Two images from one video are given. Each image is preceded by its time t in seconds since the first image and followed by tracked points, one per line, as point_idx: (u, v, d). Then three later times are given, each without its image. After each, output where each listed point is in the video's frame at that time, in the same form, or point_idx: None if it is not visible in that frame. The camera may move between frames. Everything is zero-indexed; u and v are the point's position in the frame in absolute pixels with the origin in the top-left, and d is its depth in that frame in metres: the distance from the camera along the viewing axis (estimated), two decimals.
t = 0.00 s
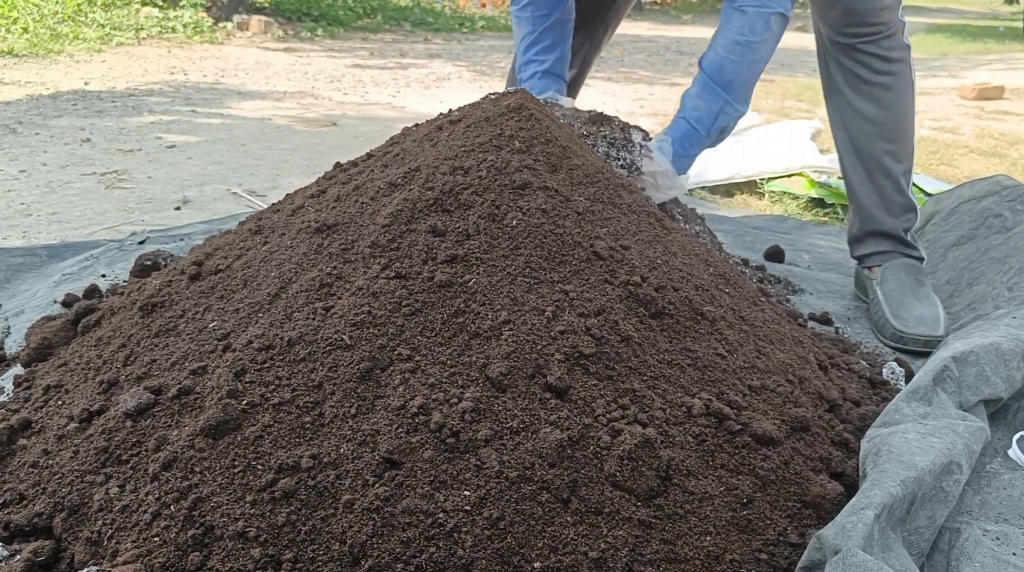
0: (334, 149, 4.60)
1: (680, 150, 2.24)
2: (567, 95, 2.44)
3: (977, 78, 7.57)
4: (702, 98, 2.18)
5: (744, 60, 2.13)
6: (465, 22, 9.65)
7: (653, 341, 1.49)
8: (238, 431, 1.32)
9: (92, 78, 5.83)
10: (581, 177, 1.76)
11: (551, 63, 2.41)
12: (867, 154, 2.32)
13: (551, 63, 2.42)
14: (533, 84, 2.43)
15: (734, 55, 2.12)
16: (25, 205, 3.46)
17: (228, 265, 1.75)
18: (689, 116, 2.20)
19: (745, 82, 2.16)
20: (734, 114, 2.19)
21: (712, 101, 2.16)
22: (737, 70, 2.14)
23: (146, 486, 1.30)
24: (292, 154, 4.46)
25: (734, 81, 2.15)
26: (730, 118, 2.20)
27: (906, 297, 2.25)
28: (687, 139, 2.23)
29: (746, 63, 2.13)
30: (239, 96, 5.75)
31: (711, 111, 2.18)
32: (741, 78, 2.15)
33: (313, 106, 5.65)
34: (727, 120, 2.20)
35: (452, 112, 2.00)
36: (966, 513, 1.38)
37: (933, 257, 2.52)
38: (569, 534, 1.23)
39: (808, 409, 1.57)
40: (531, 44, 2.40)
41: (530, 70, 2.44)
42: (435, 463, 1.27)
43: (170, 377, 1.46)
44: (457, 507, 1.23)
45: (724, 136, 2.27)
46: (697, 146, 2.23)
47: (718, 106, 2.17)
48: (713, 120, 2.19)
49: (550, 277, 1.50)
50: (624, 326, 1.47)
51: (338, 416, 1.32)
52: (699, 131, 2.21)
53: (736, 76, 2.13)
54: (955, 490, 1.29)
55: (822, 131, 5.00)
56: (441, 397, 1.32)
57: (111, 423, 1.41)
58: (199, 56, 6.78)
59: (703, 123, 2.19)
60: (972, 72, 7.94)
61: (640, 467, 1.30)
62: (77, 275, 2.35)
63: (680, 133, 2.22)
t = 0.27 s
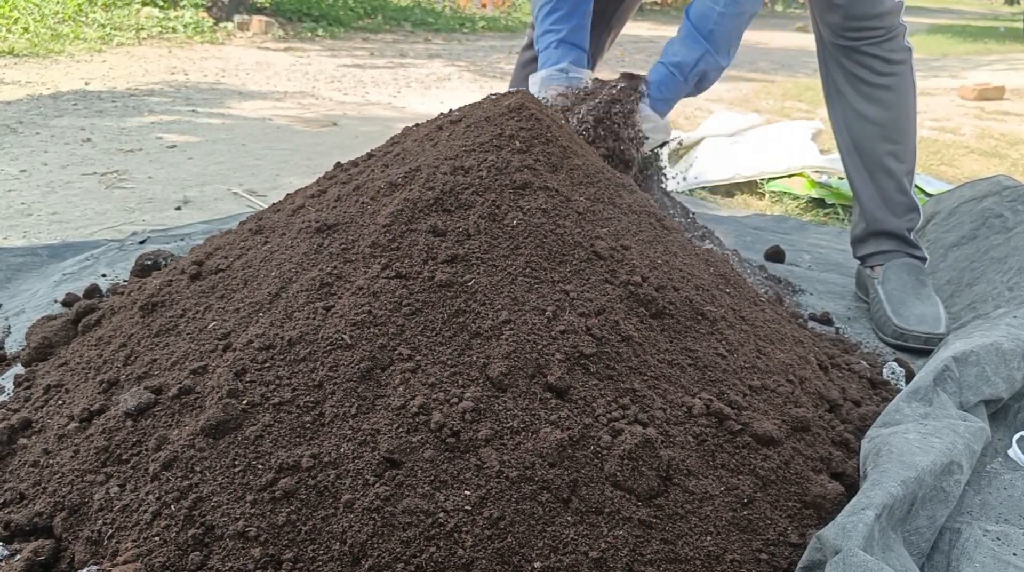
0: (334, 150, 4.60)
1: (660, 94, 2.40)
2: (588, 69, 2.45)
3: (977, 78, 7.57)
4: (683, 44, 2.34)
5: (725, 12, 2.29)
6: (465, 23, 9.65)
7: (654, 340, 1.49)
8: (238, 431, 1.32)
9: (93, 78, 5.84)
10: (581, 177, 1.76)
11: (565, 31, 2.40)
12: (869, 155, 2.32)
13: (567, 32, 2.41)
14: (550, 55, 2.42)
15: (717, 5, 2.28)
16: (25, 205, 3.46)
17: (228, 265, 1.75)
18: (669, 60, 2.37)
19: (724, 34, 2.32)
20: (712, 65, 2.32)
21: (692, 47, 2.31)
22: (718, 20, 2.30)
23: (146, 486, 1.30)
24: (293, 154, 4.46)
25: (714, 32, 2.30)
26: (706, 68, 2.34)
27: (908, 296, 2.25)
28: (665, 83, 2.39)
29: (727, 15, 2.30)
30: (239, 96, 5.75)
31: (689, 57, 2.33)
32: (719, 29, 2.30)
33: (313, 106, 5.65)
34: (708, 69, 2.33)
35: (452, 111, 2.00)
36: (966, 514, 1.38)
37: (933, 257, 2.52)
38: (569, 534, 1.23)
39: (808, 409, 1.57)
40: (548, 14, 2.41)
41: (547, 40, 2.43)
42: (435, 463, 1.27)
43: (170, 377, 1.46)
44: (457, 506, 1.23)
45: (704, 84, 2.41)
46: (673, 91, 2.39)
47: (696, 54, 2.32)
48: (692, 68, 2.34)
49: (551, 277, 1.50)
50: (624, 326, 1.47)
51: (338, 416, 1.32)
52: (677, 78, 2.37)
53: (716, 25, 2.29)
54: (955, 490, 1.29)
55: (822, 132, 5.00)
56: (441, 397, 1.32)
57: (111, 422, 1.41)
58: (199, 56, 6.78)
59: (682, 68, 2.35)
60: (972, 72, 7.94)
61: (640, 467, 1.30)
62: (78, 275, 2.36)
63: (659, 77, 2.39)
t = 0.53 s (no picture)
0: (335, 149, 4.60)
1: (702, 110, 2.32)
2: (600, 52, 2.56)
3: (978, 78, 7.57)
4: (721, 57, 2.22)
5: (760, 9, 2.13)
6: (466, 22, 9.65)
7: (654, 340, 1.49)
8: (238, 430, 1.32)
9: (93, 78, 5.83)
10: (581, 176, 1.76)
11: (584, 17, 2.55)
12: (870, 155, 2.32)
13: (585, 18, 2.55)
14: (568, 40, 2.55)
15: (750, 10, 2.12)
16: (25, 204, 3.46)
17: (228, 264, 1.75)
18: (708, 75, 2.25)
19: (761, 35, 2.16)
20: (756, 70, 2.20)
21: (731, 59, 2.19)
22: (753, 23, 2.15)
23: (146, 485, 1.30)
24: (293, 154, 4.46)
25: (750, 38, 2.16)
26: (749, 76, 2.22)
27: (909, 296, 2.25)
28: (707, 97, 2.29)
29: (760, 17, 2.14)
30: (240, 96, 5.75)
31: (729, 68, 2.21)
32: (756, 34, 2.16)
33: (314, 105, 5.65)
34: (749, 78, 2.22)
35: (452, 111, 2.00)
36: (966, 514, 1.38)
37: (934, 257, 2.52)
38: (569, 534, 1.23)
39: (808, 408, 1.57)
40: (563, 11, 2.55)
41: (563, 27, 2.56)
42: (435, 463, 1.27)
43: (171, 376, 1.46)
44: (457, 506, 1.23)
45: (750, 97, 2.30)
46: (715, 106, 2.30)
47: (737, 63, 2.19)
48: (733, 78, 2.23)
49: (551, 277, 1.50)
50: (624, 326, 1.47)
51: (338, 415, 1.32)
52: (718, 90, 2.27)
53: (751, 33, 2.15)
54: (955, 490, 1.29)
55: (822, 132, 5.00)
56: (441, 396, 1.32)
57: (111, 422, 1.41)
58: (200, 56, 6.78)
59: (722, 80, 2.24)
60: (972, 73, 7.94)
61: (640, 467, 1.30)
62: (78, 274, 2.36)
63: (700, 93, 2.28)
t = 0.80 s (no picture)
0: (335, 149, 4.59)
1: (793, 226, 1.96)
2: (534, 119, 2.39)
3: (978, 78, 7.56)
4: (784, 168, 1.92)
5: (806, 112, 1.86)
6: (466, 22, 9.65)
7: (653, 339, 1.49)
8: (238, 430, 1.32)
9: (93, 77, 5.83)
10: (581, 176, 1.76)
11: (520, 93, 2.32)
12: (871, 153, 2.32)
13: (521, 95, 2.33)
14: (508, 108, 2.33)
15: (793, 113, 1.86)
16: (25, 203, 3.46)
17: (228, 264, 1.75)
18: (779, 192, 1.94)
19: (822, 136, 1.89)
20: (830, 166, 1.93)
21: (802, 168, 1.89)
22: (804, 125, 1.87)
23: (146, 485, 1.30)
24: (293, 153, 4.46)
25: (808, 139, 1.88)
26: (824, 172, 1.93)
27: (909, 296, 2.24)
28: (793, 215, 1.95)
29: (813, 118, 1.87)
30: (240, 95, 5.75)
31: (802, 179, 1.91)
32: (816, 130, 1.87)
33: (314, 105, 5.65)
34: (823, 177, 1.93)
35: (452, 110, 2.00)
36: (966, 514, 1.38)
37: (934, 257, 2.52)
38: (569, 533, 1.23)
39: (808, 408, 1.57)
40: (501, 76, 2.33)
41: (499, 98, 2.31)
42: (435, 462, 1.27)
43: (170, 375, 1.46)
44: (456, 506, 1.23)
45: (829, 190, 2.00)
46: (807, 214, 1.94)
47: (806, 172, 1.90)
48: (811, 182, 1.92)
49: (550, 276, 1.50)
50: (624, 326, 1.46)
51: (337, 414, 1.32)
52: (804, 198, 1.94)
53: (808, 132, 1.87)
54: (955, 490, 1.28)
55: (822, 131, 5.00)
56: (441, 396, 1.32)
57: (111, 421, 1.41)
58: (200, 55, 6.78)
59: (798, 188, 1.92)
60: (973, 72, 7.94)
61: (640, 466, 1.30)
62: (78, 273, 2.36)
63: (786, 211, 1.95)
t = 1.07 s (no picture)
0: (335, 148, 4.59)
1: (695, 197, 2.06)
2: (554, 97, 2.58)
3: (979, 77, 7.56)
4: (712, 143, 2.00)
5: (756, 102, 1.93)
6: (467, 21, 9.65)
7: (653, 339, 1.49)
8: (237, 429, 1.32)
9: (93, 76, 5.83)
10: (581, 175, 1.76)
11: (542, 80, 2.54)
12: (869, 152, 2.32)
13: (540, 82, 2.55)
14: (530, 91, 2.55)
15: (746, 99, 1.94)
16: (25, 203, 3.46)
17: (227, 263, 1.75)
18: (699, 162, 2.02)
19: (761, 126, 1.97)
20: (751, 159, 2.00)
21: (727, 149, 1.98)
22: (748, 112, 1.95)
23: (146, 484, 1.30)
24: (293, 153, 4.46)
25: (746, 126, 1.96)
26: (744, 164, 2.01)
27: (908, 296, 2.24)
28: (699, 186, 2.04)
29: (758, 107, 1.94)
30: (240, 95, 5.75)
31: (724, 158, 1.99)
32: (755, 121, 1.96)
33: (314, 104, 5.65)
34: (740, 168, 2.00)
35: (452, 109, 2.00)
36: (966, 513, 1.38)
37: (934, 256, 2.52)
38: (568, 532, 1.22)
39: (808, 408, 1.57)
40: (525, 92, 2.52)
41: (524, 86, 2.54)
42: (435, 461, 1.27)
43: (170, 374, 1.46)
44: (456, 505, 1.22)
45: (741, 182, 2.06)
46: (712, 192, 2.03)
47: (731, 154, 1.98)
48: (727, 166, 2.00)
49: (550, 275, 1.50)
50: (624, 325, 1.46)
51: (337, 414, 1.32)
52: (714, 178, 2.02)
53: (747, 119, 1.95)
54: (954, 489, 1.28)
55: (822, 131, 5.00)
56: (440, 395, 1.32)
57: (111, 420, 1.41)
58: (200, 54, 6.78)
59: (713, 167, 2.00)
60: (973, 72, 7.94)
61: (640, 465, 1.30)
62: (78, 273, 2.36)
63: (692, 181, 2.04)
